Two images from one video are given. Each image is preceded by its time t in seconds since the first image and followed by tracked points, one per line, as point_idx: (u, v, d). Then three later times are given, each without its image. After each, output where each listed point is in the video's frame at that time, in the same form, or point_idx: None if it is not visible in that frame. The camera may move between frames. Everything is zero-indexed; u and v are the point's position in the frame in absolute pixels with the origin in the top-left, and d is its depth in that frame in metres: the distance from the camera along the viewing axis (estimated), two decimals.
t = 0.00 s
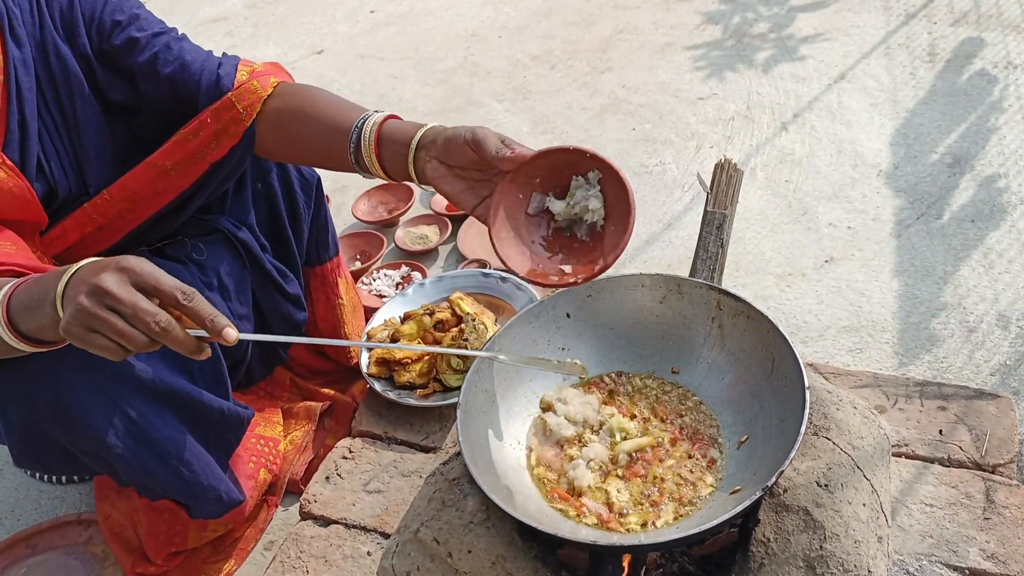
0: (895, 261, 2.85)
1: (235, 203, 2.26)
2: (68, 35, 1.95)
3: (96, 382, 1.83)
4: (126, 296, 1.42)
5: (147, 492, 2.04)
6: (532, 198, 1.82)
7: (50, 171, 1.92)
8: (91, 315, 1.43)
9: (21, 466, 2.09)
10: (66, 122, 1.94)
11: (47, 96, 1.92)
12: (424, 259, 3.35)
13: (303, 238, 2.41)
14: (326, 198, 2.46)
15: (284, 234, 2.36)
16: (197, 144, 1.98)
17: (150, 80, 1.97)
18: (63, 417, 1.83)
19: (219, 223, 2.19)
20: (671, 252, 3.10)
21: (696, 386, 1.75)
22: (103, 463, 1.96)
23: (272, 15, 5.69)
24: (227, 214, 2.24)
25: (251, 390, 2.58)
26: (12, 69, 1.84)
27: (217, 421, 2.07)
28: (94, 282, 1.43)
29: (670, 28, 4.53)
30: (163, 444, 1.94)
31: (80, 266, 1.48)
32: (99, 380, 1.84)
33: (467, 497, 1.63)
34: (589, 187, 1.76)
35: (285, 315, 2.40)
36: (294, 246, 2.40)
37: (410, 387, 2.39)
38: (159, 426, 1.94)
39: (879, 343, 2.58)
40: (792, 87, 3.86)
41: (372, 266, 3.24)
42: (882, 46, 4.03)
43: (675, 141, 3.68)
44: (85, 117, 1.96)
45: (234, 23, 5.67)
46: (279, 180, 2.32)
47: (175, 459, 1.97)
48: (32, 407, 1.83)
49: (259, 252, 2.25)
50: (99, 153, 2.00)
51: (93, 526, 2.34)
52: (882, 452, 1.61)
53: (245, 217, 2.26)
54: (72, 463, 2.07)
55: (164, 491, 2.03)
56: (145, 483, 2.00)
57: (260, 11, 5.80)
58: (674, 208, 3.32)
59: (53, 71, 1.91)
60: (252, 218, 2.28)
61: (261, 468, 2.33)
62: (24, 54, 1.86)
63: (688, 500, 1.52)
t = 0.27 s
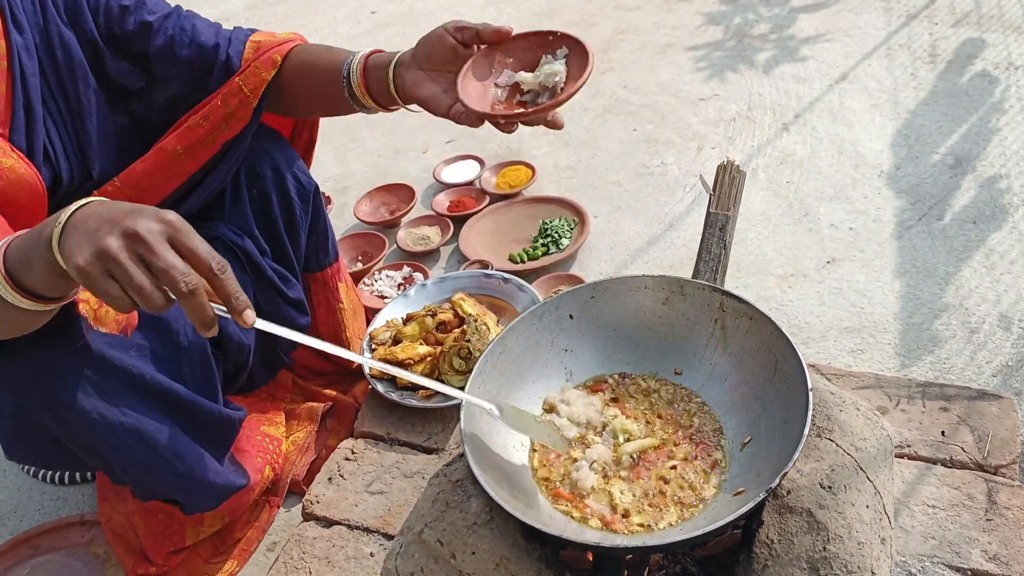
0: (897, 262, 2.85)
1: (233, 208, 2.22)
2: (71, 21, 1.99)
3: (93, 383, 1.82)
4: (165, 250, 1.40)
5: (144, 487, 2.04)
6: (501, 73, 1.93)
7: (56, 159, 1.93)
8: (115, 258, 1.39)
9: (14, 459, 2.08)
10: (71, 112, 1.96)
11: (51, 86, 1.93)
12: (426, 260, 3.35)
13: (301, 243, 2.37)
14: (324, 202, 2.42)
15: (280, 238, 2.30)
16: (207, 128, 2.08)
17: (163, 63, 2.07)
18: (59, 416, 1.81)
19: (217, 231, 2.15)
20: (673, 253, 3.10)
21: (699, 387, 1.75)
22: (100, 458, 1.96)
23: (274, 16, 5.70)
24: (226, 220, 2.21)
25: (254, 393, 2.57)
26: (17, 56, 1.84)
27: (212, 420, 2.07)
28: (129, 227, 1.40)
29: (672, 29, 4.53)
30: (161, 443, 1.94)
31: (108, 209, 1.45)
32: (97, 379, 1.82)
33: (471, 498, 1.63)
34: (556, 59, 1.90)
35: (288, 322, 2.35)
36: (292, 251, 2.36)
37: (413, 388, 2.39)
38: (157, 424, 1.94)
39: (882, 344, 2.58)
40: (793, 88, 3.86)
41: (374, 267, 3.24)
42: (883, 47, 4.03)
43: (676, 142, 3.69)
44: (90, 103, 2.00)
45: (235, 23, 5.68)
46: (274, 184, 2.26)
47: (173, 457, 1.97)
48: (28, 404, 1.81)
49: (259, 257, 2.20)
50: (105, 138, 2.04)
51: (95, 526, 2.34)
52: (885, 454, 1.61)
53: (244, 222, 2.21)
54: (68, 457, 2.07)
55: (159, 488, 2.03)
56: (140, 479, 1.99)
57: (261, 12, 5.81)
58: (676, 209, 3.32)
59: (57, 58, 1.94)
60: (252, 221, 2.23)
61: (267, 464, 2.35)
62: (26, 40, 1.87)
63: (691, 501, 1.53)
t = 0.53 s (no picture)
0: (900, 262, 2.85)
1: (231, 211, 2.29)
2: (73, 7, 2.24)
3: (95, 363, 1.85)
4: (291, 202, 1.50)
5: (144, 481, 2.03)
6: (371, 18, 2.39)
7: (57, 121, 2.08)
8: (250, 201, 1.46)
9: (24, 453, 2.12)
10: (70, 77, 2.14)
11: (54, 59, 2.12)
12: (428, 259, 3.35)
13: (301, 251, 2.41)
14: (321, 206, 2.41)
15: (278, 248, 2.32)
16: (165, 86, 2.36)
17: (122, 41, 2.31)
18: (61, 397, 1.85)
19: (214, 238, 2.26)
20: (676, 252, 3.10)
21: (705, 386, 1.75)
22: (101, 446, 1.97)
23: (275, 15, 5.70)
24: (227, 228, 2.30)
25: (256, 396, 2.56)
26: (19, 28, 2.05)
27: (212, 416, 2.07)
28: (262, 173, 1.49)
29: (674, 28, 4.53)
30: (159, 431, 1.94)
31: (235, 159, 1.54)
32: (98, 360, 1.86)
33: (476, 497, 1.63)
34: None
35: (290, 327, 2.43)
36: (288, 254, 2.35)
37: (416, 387, 2.39)
38: (156, 413, 1.94)
39: (885, 344, 2.58)
40: (796, 87, 3.86)
41: (376, 266, 3.24)
42: (886, 47, 4.03)
43: (679, 141, 3.69)
44: (88, 72, 2.20)
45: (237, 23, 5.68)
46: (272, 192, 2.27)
47: (170, 446, 1.96)
48: (31, 383, 1.85)
49: (265, 268, 2.31)
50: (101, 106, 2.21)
51: (99, 526, 2.34)
52: (890, 453, 1.61)
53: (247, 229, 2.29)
54: (74, 451, 2.08)
55: (160, 480, 2.02)
56: (141, 469, 1.99)
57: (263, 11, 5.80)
58: (678, 208, 3.32)
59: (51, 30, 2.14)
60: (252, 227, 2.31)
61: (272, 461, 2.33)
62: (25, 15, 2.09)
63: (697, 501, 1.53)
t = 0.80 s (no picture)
0: (903, 260, 2.84)
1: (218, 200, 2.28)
2: None
3: (105, 339, 1.88)
4: (341, 180, 1.42)
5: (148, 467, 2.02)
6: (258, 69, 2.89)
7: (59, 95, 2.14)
8: (297, 179, 1.41)
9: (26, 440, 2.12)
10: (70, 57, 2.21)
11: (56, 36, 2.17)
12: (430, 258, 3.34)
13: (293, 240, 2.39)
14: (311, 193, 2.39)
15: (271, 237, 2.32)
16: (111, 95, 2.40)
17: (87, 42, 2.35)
18: (72, 374, 1.86)
19: (207, 221, 2.22)
20: (678, 251, 3.09)
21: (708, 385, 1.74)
22: (108, 429, 1.97)
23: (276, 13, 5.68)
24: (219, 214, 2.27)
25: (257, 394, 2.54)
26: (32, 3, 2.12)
27: (218, 398, 2.09)
28: (312, 150, 1.43)
29: (675, 26, 4.52)
30: (165, 411, 1.95)
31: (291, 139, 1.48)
32: (108, 336, 1.88)
33: (479, 496, 1.61)
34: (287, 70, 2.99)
35: (284, 314, 2.39)
36: (279, 245, 2.36)
37: (418, 386, 2.38)
38: (162, 393, 1.95)
39: (888, 342, 2.57)
40: (798, 85, 3.84)
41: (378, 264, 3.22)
42: (888, 44, 4.01)
43: (681, 139, 3.67)
44: (84, 56, 2.29)
45: (237, 21, 5.67)
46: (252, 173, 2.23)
47: (175, 427, 1.97)
48: (42, 361, 1.86)
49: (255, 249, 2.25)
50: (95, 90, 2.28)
51: (100, 524, 2.33)
52: (896, 451, 1.60)
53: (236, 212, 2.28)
54: (79, 442, 2.06)
55: (162, 467, 2.01)
56: (144, 454, 1.99)
57: (263, 9, 5.79)
58: (681, 207, 3.31)
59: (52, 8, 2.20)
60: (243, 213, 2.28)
61: (267, 457, 2.31)
62: None
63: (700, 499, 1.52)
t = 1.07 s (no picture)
0: (904, 261, 2.84)
1: (209, 198, 2.27)
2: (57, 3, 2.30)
3: (112, 334, 1.87)
4: (321, 171, 1.47)
5: (152, 464, 2.01)
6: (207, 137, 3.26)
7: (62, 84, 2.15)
8: (280, 160, 1.45)
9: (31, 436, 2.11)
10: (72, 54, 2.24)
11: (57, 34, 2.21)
12: (430, 258, 3.33)
13: (285, 236, 2.39)
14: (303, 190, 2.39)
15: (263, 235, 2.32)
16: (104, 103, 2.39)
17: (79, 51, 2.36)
18: (78, 368, 1.86)
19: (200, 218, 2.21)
20: (679, 251, 3.09)
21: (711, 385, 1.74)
22: (113, 424, 1.96)
23: (276, 13, 5.68)
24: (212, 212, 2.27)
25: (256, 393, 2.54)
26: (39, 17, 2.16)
27: (222, 395, 2.08)
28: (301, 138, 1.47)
29: (676, 26, 4.52)
30: (170, 407, 1.94)
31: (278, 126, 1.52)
32: (114, 330, 1.87)
33: (481, 498, 1.61)
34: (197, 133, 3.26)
35: (280, 311, 2.37)
36: (271, 243, 2.36)
37: (418, 386, 2.38)
38: (168, 388, 1.95)
39: (890, 343, 2.56)
40: (799, 86, 3.84)
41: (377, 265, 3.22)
42: (889, 44, 4.01)
43: (681, 140, 3.67)
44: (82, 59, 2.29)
45: (237, 21, 5.67)
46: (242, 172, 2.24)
47: (180, 423, 1.96)
48: (48, 355, 1.86)
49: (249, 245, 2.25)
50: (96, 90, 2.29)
51: (100, 525, 2.32)
52: (898, 453, 1.60)
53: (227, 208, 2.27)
54: (84, 439, 2.05)
55: (165, 462, 2.00)
56: (148, 450, 1.98)
57: (264, 10, 5.79)
58: (681, 207, 3.30)
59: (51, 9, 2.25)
60: (235, 209, 2.28)
61: (268, 458, 2.31)
62: None
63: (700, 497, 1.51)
